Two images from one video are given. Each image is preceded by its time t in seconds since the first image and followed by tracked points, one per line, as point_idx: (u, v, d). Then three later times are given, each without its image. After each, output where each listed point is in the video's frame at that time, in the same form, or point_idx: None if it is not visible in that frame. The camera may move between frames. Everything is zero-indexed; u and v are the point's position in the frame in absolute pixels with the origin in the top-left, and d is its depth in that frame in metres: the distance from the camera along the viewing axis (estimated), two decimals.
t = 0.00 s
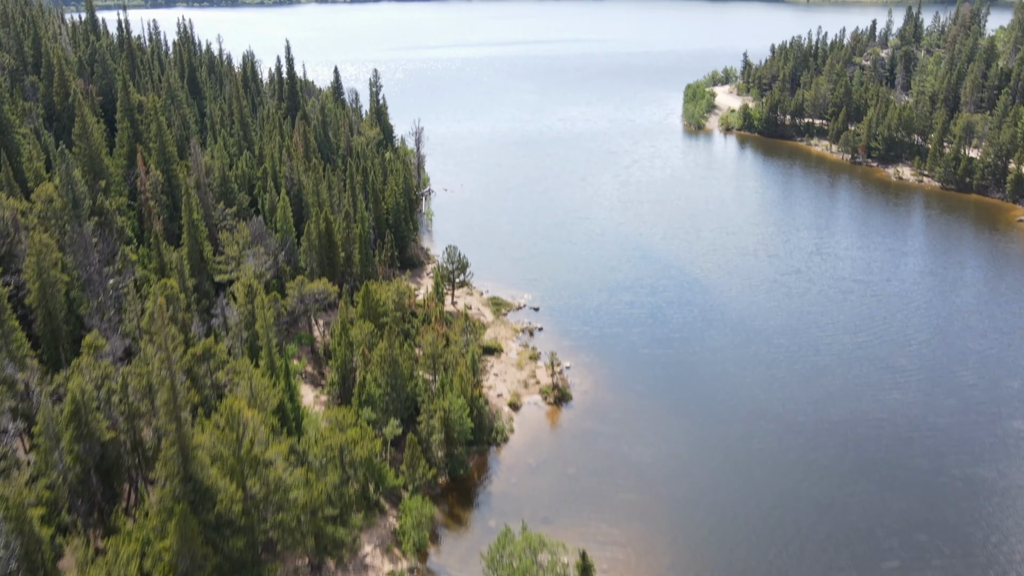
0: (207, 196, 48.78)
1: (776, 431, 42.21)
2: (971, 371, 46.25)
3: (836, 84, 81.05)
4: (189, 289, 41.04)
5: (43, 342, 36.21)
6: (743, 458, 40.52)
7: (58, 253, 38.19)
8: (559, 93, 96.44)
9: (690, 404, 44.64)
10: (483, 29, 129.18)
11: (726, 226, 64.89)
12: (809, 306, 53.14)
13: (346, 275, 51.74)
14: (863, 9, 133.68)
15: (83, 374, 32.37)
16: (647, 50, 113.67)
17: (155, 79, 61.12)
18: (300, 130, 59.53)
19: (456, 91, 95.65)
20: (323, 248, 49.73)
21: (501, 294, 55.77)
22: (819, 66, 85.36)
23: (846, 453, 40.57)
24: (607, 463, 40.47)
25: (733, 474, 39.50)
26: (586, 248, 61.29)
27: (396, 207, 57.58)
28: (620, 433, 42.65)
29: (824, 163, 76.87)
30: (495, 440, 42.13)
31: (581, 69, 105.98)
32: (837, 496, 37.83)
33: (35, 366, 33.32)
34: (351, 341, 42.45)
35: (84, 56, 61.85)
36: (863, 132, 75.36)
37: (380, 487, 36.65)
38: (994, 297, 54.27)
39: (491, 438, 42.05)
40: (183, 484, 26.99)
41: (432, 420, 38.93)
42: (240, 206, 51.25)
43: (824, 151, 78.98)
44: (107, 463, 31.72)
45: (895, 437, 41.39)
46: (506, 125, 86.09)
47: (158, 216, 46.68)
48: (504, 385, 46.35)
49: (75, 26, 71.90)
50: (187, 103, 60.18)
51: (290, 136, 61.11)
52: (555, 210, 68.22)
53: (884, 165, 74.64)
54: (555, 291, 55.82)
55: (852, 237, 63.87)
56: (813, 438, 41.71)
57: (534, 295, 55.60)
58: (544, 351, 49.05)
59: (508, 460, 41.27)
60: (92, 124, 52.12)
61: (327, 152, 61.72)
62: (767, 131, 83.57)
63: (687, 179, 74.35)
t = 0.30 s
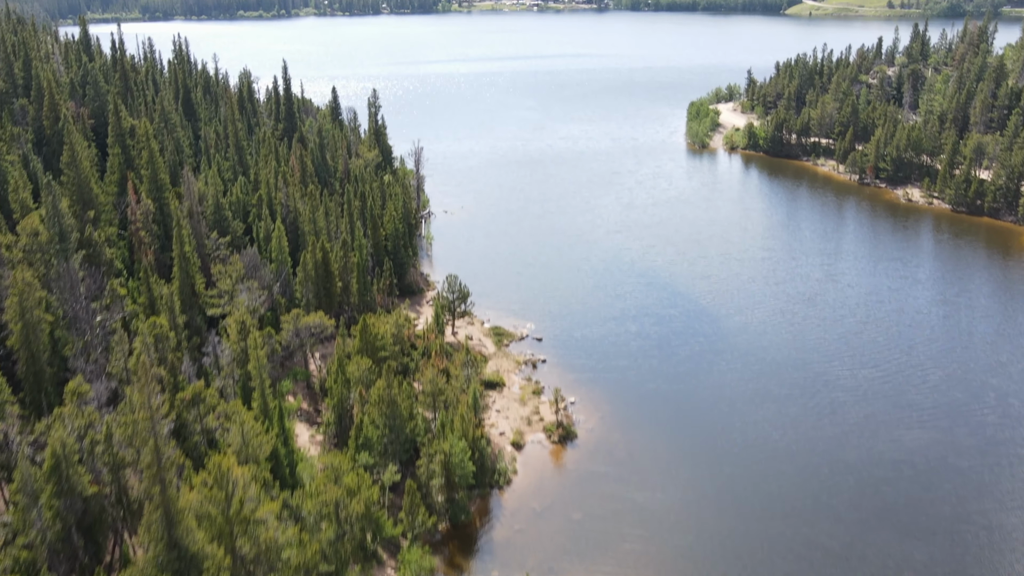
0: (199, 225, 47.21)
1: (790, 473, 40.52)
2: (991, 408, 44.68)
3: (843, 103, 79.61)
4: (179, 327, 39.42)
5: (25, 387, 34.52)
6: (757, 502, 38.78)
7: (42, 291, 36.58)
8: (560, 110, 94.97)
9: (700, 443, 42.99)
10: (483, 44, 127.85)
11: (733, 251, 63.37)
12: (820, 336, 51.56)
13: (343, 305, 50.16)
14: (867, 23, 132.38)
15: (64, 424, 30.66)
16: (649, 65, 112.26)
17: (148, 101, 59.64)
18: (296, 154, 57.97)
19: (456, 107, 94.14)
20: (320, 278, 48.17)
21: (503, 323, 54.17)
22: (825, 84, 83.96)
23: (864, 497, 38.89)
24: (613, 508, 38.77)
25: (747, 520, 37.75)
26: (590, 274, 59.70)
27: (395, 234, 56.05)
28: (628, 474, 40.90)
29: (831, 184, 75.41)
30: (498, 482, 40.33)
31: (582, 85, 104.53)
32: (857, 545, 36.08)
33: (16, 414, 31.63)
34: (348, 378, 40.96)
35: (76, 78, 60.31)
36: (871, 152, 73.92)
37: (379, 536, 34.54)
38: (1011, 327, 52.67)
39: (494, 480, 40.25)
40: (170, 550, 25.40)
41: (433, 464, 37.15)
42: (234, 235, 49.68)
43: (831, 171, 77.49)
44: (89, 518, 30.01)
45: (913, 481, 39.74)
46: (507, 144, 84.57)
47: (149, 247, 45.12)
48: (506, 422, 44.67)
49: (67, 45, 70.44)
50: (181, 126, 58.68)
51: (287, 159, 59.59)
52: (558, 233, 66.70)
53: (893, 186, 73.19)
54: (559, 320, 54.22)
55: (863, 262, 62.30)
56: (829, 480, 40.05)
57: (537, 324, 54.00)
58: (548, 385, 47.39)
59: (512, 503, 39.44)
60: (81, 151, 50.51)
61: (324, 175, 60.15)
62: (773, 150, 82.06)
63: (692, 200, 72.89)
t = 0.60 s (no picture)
0: (192, 255, 45.72)
1: (804, 518, 38.89)
2: (1010, 446, 43.04)
3: (849, 122, 78.29)
4: (169, 365, 37.91)
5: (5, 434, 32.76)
6: (771, 551, 37.09)
7: (25, 331, 34.93)
8: (562, 127, 93.58)
9: (710, 484, 41.40)
10: (483, 59, 126.65)
11: (740, 276, 61.83)
12: (832, 368, 49.95)
13: (339, 336, 48.74)
14: (870, 38, 131.35)
15: (44, 478, 28.65)
16: (651, 81, 111.00)
17: (141, 123, 58.18)
18: (293, 178, 56.46)
19: (456, 124, 92.75)
20: (316, 310, 46.63)
21: (504, 353, 52.59)
22: (831, 102, 82.63)
23: (882, 544, 37.23)
24: (619, 556, 37.03)
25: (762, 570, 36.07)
26: (593, 300, 58.12)
27: (394, 261, 54.55)
28: (635, 519, 39.19)
29: (838, 205, 73.95)
30: (499, 527, 38.47)
31: (584, 101, 103.18)
32: None
33: None
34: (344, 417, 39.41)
35: (67, 99, 58.90)
36: (878, 173, 72.49)
37: None
38: None
39: (496, 524, 38.41)
40: None
41: (431, 511, 35.04)
42: (227, 264, 48.20)
43: (838, 192, 76.02)
44: None
45: (932, 526, 38.13)
46: (508, 162, 83.15)
47: (140, 278, 43.52)
48: (508, 462, 43.01)
49: (60, 65, 69.10)
50: (175, 149, 57.21)
51: (283, 183, 58.13)
52: (561, 256, 65.16)
53: (901, 208, 71.76)
54: (561, 350, 52.62)
55: (873, 288, 60.74)
56: (845, 525, 38.39)
57: (540, 355, 52.39)
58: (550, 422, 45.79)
59: (514, 550, 37.60)
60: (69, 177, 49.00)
61: (321, 199, 58.67)
62: (778, 170, 80.58)
63: (697, 222, 71.52)
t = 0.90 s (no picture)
0: (183, 286, 44.32)
1: (820, 564, 37.09)
2: None
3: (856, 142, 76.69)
4: (157, 405, 36.42)
5: None
6: None
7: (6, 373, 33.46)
8: (563, 145, 92.26)
9: (720, 526, 39.60)
10: (483, 74, 125.51)
11: (746, 301, 60.39)
12: (843, 401, 48.36)
13: (336, 368, 47.25)
14: (873, 54, 130.42)
15: (21, 535, 25.96)
16: (653, 97, 109.78)
17: (133, 146, 56.91)
18: (289, 202, 55.08)
19: (456, 142, 91.48)
20: (312, 342, 45.23)
21: (505, 384, 51.04)
22: (837, 121, 81.36)
23: None
24: None
25: None
26: (597, 327, 56.59)
27: (392, 288, 53.14)
28: (644, 565, 37.18)
29: (846, 227, 72.55)
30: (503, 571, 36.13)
31: (586, 117, 101.92)
32: None
33: None
34: (340, 457, 37.93)
35: (58, 121, 57.59)
36: (886, 195, 71.14)
37: None
38: None
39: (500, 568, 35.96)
40: None
41: (432, 560, 33.17)
42: (220, 293, 46.77)
43: (845, 213, 74.64)
44: None
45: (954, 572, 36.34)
46: (509, 182, 81.80)
47: (128, 312, 42.08)
48: (511, 501, 41.15)
49: (52, 84, 67.74)
50: (168, 173, 55.82)
51: (279, 207, 56.76)
52: (563, 281, 63.71)
53: (910, 231, 70.35)
54: (564, 381, 51.04)
55: (884, 314, 59.24)
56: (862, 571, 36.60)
57: (542, 386, 50.83)
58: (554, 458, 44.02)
59: None
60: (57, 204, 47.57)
61: (318, 223, 57.27)
62: (784, 190, 79.25)
63: (701, 244, 70.17)
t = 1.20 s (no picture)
0: (172, 320, 42.85)
1: None
2: None
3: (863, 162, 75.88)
4: (142, 450, 34.75)
5: None
6: None
7: None
8: (564, 163, 90.77)
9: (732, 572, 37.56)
10: (483, 89, 124.25)
11: (754, 329, 58.71)
12: (857, 437, 46.57)
13: (331, 403, 45.61)
14: (876, 69, 129.40)
15: None
16: (655, 113, 108.40)
17: (124, 170, 55.50)
18: (283, 228, 53.47)
19: (456, 160, 90.02)
20: (306, 378, 43.58)
21: (506, 418, 49.27)
22: (843, 140, 79.97)
23: None
24: None
25: None
26: (601, 357, 54.89)
27: (390, 318, 51.47)
28: None
29: (853, 250, 70.96)
30: None
31: (587, 134, 100.49)
32: None
33: None
34: (334, 503, 36.06)
35: (48, 145, 56.19)
36: (895, 217, 69.61)
37: None
38: None
39: None
40: None
41: None
42: (211, 326, 45.17)
43: (852, 235, 73.06)
44: None
45: None
46: (510, 202, 80.31)
47: (115, 347, 40.40)
48: (512, 546, 38.90)
49: (43, 105, 66.28)
50: (159, 199, 54.30)
51: (273, 233, 55.18)
52: (566, 307, 62.05)
53: (920, 254, 68.74)
54: (567, 416, 49.29)
55: (895, 341, 57.49)
56: None
57: (544, 420, 49.05)
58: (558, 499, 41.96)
59: None
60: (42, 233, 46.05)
61: (314, 248, 55.69)
62: (790, 211, 77.73)
63: (706, 268, 68.61)
